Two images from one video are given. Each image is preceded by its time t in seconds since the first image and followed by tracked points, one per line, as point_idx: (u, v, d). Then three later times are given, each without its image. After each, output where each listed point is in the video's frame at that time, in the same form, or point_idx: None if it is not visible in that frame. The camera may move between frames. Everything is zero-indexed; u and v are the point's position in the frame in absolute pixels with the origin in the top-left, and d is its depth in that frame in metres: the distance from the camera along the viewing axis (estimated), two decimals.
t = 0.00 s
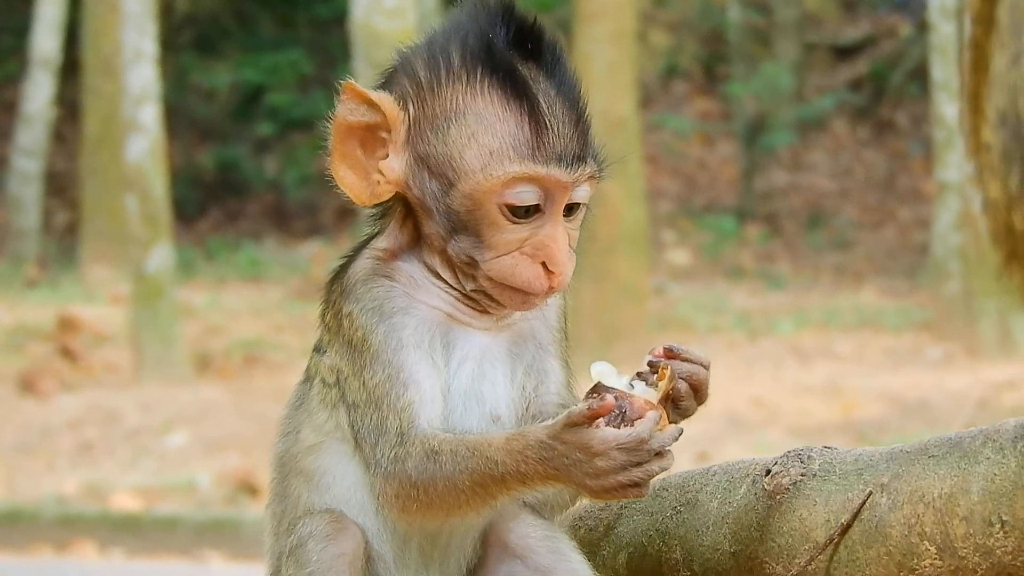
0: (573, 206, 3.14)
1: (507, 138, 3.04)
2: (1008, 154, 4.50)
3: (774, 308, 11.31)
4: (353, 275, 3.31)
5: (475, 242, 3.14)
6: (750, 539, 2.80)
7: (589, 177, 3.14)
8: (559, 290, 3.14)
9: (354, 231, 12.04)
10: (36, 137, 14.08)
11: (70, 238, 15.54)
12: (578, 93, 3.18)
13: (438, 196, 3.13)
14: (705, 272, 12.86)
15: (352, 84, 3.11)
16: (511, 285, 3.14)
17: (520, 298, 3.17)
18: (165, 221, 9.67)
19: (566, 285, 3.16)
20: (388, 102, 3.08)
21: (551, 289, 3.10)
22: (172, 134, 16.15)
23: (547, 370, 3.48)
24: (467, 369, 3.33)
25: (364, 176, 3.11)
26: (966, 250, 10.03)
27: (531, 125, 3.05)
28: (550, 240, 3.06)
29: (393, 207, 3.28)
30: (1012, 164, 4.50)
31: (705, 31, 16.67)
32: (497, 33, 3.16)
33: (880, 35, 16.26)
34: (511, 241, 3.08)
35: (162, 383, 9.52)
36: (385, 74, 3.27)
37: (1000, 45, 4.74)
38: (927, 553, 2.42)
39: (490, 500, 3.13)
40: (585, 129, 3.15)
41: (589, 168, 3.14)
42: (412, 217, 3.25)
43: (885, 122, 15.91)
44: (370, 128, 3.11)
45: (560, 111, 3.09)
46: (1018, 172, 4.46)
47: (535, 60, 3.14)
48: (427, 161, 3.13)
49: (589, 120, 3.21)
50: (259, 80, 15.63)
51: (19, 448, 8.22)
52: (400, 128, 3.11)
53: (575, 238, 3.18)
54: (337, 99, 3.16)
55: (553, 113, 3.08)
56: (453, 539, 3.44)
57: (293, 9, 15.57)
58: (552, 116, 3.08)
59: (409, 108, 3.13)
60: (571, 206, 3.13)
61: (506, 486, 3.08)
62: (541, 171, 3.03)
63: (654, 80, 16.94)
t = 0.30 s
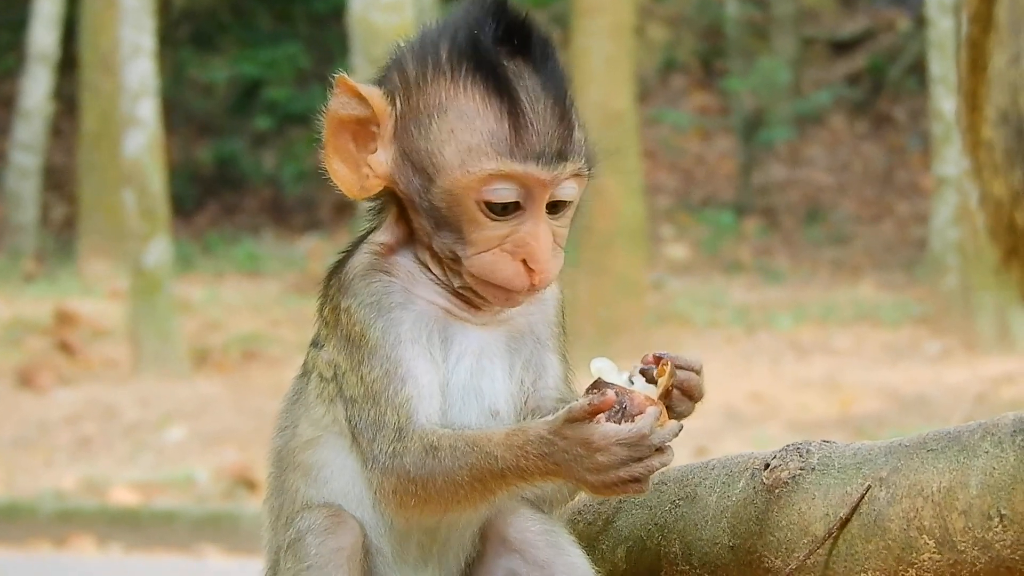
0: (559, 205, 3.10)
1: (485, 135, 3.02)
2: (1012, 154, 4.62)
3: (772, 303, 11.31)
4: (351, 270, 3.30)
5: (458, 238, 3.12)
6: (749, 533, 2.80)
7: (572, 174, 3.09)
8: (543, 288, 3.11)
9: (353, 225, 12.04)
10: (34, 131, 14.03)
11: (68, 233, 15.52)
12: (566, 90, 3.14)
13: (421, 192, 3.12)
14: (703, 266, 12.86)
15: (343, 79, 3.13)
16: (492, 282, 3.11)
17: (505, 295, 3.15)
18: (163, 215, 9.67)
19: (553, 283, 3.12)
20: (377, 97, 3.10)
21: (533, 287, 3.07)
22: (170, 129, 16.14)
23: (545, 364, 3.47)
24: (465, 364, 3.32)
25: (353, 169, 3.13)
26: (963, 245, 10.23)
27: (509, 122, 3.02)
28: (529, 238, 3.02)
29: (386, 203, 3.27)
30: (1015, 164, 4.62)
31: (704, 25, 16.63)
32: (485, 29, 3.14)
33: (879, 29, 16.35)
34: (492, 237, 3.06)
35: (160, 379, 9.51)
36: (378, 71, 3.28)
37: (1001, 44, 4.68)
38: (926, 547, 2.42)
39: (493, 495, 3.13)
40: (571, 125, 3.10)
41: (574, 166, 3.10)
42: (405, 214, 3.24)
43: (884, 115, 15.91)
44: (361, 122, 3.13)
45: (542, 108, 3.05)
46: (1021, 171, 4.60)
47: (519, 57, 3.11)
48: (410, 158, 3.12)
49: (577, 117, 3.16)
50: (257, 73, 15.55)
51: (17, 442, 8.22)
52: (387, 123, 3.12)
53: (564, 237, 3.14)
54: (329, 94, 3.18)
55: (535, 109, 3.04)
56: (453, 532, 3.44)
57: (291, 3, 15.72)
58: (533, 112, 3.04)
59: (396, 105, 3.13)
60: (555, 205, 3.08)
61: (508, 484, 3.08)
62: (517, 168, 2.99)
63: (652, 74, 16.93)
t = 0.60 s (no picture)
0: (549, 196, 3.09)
1: (472, 126, 3.02)
2: (1007, 146, 4.58)
3: (769, 297, 11.31)
4: (348, 266, 3.31)
5: (447, 230, 3.13)
6: (744, 528, 2.80)
7: (561, 165, 3.08)
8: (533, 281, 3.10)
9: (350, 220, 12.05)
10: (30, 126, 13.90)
11: (64, 228, 15.51)
12: (555, 80, 3.13)
13: (410, 185, 3.14)
14: (699, 261, 12.88)
15: (337, 74, 3.18)
16: (482, 274, 3.11)
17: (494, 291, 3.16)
18: (160, 210, 9.66)
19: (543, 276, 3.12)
20: (368, 91, 3.14)
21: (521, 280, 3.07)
22: (167, 124, 16.13)
23: (540, 359, 3.47)
24: (460, 357, 3.31)
25: (345, 161, 3.16)
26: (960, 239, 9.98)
27: (493, 113, 3.02)
28: (515, 229, 3.02)
29: (382, 199, 3.30)
30: (1010, 157, 4.59)
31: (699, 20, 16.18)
32: (473, 21, 3.14)
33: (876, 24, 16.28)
34: (479, 229, 3.07)
35: (156, 374, 9.50)
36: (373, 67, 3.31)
37: (996, 38, 4.64)
38: (922, 541, 2.42)
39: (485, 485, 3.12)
40: (559, 116, 3.09)
41: (561, 156, 3.08)
42: (399, 208, 3.26)
43: (880, 110, 16.05)
44: (353, 116, 3.16)
45: (527, 98, 3.05)
46: (1017, 164, 4.57)
47: (507, 49, 3.11)
48: (399, 151, 3.13)
49: (566, 108, 3.14)
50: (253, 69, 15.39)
51: (13, 439, 8.20)
52: (378, 117, 3.15)
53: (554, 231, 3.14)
54: (324, 89, 3.23)
55: (520, 101, 3.04)
56: (447, 528, 3.44)
57: None
58: (518, 103, 3.04)
59: (387, 99, 3.15)
60: (543, 196, 3.08)
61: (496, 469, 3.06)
62: (502, 160, 3.00)
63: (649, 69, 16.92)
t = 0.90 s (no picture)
0: (487, 118, 3.07)
1: (391, 67, 3.10)
2: (1001, 142, 4.52)
3: (766, 292, 11.31)
4: (331, 254, 3.35)
5: (399, 180, 3.11)
6: (741, 524, 2.80)
7: (490, 83, 3.10)
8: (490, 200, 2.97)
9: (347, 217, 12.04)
10: (27, 124, 13.93)
11: (61, 225, 15.49)
12: (475, 17, 3.21)
13: (360, 151, 3.16)
14: (696, 257, 12.88)
15: (296, 102, 3.30)
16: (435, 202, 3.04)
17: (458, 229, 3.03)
18: (157, 207, 9.66)
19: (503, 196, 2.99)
20: (321, 93, 3.24)
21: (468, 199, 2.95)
22: (163, 121, 16.10)
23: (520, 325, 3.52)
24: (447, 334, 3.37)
25: (317, 170, 3.24)
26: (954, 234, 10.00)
27: (406, 46, 3.11)
28: (450, 143, 3.00)
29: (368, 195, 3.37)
30: (1004, 151, 4.53)
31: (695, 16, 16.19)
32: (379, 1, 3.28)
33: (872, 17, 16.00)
34: (425, 159, 3.03)
35: (153, 371, 9.48)
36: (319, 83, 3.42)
37: (989, 35, 4.54)
38: (918, 536, 2.42)
39: (437, 380, 3.04)
40: (477, 40, 3.16)
41: (485, 73, 3.11)
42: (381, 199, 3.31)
43: (877, 105, 16.04)
44: (315, 124, 3.24)
45: (441, 30, 3.14)
46: (1011, 158, 4.51)
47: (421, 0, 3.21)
48: (342, 123, 3.18)
49: (492, 40, 3.20)
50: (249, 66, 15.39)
51: (11, 436, 8.19)
52: (330, 109, 3.21)
53: (508, 149, 3.05)
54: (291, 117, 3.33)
55: (433, 32, 3.13)
56: (446, 512, 3.39)
57: None
58: (432, 34, 3.13)
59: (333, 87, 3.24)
60: (478, 113, 3.06)
61: (431, 329, 2.99)
62: (424, 80, 3.06)
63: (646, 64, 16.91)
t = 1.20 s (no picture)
0: (445, 143, 3.19)
1: (349, 104, 3.24)
2: (1000, 172, 4.56)
3: (766, 336, 11.31)
4: (310, 298, 3.51)
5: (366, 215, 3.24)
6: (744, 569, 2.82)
7: (447, 109, 3.22)
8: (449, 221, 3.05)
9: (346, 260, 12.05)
10: (28, 167, 13.99)
11: (61, 267, 15.51)
12: (435, 51, 3.35)
13: (326, 188, 3.32)
14: (696, 299, 12.90)
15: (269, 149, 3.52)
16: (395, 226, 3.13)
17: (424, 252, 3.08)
18: (156, 249, 9.66)
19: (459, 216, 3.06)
20: (291, 141, 3.47)
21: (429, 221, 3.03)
22: (164, 163, 16.16)
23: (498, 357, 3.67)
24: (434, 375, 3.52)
25: (289, 216, 3.45)
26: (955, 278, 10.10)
27: (363, 81, 3.25)
28: (411, 165, 3.10)
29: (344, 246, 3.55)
30: (1002, 182, 4.55)
31: (695, 58, 16.89)
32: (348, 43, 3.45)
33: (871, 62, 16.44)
34: (382, 190, 3.15)
35: (153, 415, 9.47)
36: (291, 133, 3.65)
37: (994, 64, 4.64)
38: None
39: (403, 419, 3.13)
40: (435, 70, 3.28)
41: (441, 98, 3.22)
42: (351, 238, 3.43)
43: (876, 148, 16.02)
44: (288, 172, 3.47)
45: (400, 65, 3.27)
46: (1010, 190, 4.53)
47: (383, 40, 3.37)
48: (310, 165, 3.37)
49: (452, 72, 3.33)
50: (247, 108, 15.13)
51: (9, 479, 8.18)
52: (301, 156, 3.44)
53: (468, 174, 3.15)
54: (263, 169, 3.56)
55: (389, 66, 3.27)
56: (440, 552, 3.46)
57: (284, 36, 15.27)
58: (389, 68, 3.26)
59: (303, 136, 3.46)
60: (435, 138, 3.18)
61: (390, 368, 3.08)
62: (378, 111, 3.19)
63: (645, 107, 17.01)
